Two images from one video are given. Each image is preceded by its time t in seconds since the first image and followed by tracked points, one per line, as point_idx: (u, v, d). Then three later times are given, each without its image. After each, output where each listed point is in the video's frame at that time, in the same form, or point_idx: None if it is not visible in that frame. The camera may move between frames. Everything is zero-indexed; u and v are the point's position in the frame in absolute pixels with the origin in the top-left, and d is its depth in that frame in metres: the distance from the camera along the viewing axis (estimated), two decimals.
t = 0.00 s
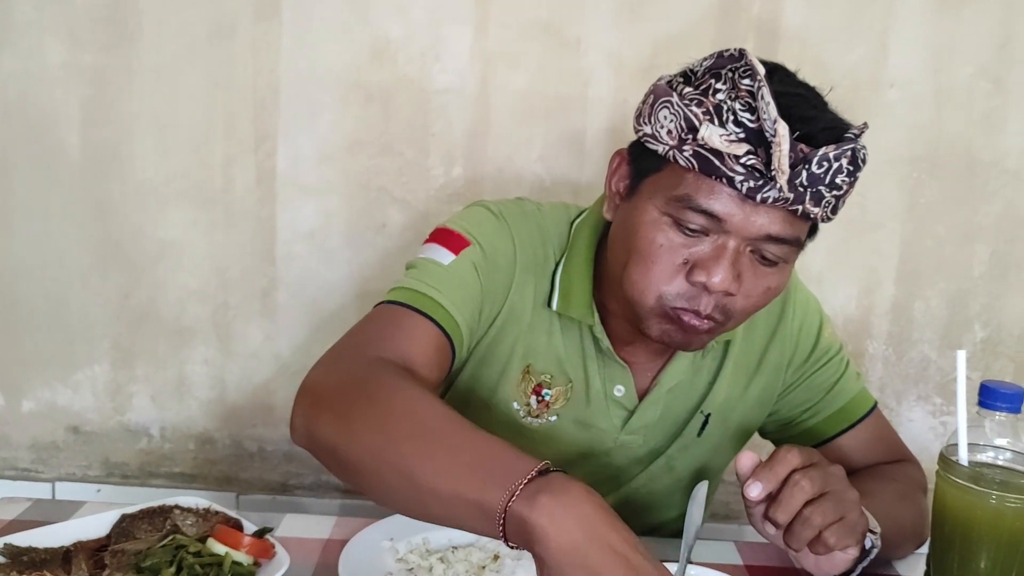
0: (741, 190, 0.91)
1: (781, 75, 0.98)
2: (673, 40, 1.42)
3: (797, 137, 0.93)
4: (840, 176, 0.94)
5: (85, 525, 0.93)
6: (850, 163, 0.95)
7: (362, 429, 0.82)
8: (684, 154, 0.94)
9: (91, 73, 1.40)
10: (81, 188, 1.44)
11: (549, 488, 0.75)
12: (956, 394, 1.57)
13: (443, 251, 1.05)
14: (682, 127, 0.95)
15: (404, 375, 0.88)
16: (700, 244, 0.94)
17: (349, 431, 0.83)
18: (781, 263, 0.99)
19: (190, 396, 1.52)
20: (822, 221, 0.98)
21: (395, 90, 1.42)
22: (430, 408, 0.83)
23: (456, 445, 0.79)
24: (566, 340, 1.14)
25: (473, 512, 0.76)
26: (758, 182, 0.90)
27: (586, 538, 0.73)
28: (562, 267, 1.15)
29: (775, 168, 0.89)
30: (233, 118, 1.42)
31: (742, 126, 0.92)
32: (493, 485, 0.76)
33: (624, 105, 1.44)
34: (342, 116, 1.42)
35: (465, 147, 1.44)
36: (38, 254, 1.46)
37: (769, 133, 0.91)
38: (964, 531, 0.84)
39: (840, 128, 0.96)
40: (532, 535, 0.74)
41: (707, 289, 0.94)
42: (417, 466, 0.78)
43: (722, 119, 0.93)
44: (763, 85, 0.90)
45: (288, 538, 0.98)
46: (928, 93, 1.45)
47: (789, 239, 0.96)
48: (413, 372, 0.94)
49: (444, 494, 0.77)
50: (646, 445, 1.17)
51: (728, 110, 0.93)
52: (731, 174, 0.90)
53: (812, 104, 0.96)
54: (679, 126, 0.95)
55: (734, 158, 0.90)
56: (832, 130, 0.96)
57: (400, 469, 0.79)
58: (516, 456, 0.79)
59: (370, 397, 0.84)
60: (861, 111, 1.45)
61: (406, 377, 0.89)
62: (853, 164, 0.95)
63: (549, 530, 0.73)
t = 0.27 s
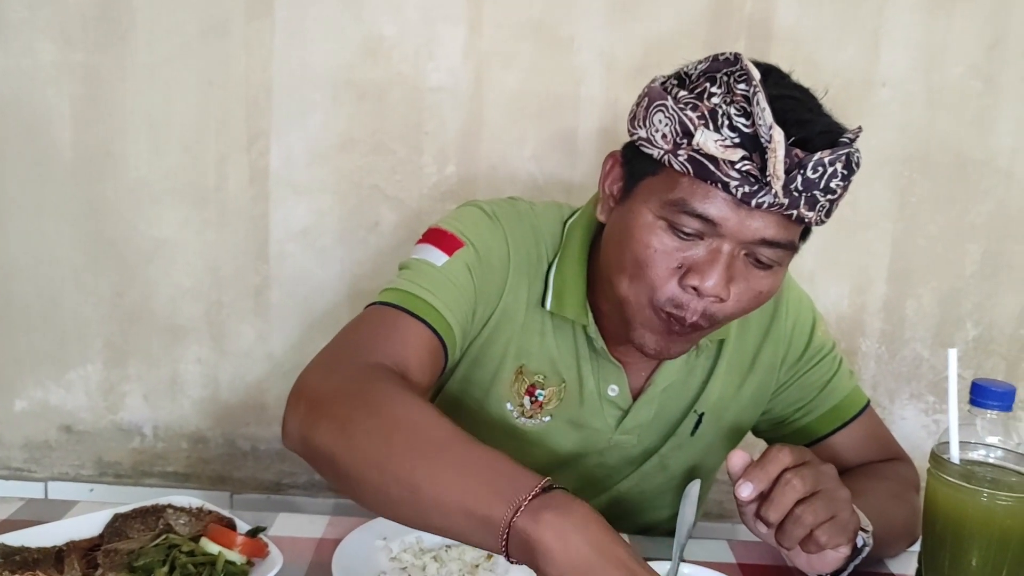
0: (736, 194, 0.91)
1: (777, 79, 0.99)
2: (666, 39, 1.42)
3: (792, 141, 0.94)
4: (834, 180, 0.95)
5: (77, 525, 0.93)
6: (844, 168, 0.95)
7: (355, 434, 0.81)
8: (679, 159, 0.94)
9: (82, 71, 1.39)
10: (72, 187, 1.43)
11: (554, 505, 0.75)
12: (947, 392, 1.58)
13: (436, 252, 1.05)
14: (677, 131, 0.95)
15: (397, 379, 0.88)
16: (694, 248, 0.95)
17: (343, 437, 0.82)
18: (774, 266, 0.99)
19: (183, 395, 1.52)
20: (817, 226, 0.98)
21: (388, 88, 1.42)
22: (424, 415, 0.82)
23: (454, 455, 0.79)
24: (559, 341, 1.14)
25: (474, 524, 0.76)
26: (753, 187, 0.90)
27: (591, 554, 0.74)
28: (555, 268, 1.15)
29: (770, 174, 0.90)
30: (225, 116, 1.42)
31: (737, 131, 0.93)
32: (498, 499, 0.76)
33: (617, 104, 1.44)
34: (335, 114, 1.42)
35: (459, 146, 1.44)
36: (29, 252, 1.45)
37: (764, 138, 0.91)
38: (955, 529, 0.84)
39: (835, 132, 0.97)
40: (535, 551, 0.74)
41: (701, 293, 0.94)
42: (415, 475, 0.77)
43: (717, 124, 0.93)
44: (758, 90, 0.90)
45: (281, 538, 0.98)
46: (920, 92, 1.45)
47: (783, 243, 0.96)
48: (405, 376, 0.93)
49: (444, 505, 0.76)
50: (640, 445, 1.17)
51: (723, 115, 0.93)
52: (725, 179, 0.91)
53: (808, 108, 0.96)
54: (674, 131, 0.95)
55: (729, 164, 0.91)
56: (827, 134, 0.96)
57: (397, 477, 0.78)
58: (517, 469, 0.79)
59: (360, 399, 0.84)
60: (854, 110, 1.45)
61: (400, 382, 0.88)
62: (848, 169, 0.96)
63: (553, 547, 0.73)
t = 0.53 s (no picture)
0: (726, 191, 0.91)
1: (767, 76, 0.99)
2: (660, 38, 1.42)
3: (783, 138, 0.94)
4: (824, 177, 0.95)
5: (71, 525, 0.93)
6: (834, 165, 0.95)
7: (346, 436, 0.81)
8: (670, 155, 0.94)
9: (75, 70, 1.39)
10: (65, 186, 1.43)
11: (542, 518, 0.76)
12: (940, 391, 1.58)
13: (429, 251, 1.05)
14: (668, 129, 0.95)
15: (387, 380, 0.88)
16: (685, 246, 0.95)
17: (334, 439, 0.81)
18: (766, 263, 0.99)
19: (177, 394, 1.52)
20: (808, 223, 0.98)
21: (382, 87, 1.41)
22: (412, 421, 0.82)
23: (443, 461, 0.78)
24: (552, 340, 1.14)
25: (463, 532, 0.75)
26: (743, 184, 0.91)
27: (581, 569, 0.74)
28: (548, 267, 1.15)
29: (760, 171, 0.90)
30: (219, 115, 1.41)
31: (727, 128, 0.93)
32: (486, 510, 0.76)
33: (612, 103, 1.44)
34: (329, 113, 1.42)
35: (453, 145, 1.44)
36: (22, 251, 1.45)
37: (755, 135, 0.91)
38: (949, 527, 0.85)
39: (826, 129, 0.97)
40: (522, 565, 0.74)
41: (692, 290, 0.94)
42: (403, 485, 0.77)
43: (708, 121, 0.93)
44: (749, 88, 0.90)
45: (275, 537, 0.98)
46: (912, 92, 1.46)
47: (774, 240, 0.96)
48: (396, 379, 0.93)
49: (431, 517, 0.76)
50: (633, 445, 1.17)
51: (714, 112, 0.93)
52: (716, 176, 0.91)
53: (798, 105, 0.96)
54: (665, 128, 0.95)
55: (719, 161, 0.91)
56: (818, 132, 0.96)
57: (385, 485, 0.77)
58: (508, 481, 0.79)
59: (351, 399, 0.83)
60: (848, 110, 1.46)
61: (390, 385, 0.88)
62: (838, 166, 0.96)
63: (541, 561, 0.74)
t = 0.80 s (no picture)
0: (719, 188, 0.91)
1: (759, 74, 0.99)
2: (655, 37, 1.42)
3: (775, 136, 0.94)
4: (817, 174, 0.95)
5: (65, 525, 0.93)
6: (827, 162, 0.95)
7: (342, 432, 0.81)
8: (662, 153, 0.94)
9: (69, 69, 1.39)
10: (60, 185, 1.42)
11: (526, 528, 0.75)
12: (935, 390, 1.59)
13: (425, 250, 1.05)
14: (660, 127, 0.95)
15: (381, 379, 0.88)
16: (678, 243, 0.95)
17: (329, 437, 0.81)
18: (759, 260, 0.99)
19: (172, 394, 1.51)
20: (800, 220, 0.98)
21: (377, 86, 1.41)
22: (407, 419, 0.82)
23: (434, 464, 0.78)
24: (547, 339, 1.14)
25: (450, 539, 0.75)
26: (735, 182, 0.90)
27: None
28: (543, 266, 1.15)
29: (751, 168, 0.90)
30: (213, 114, 1.41)
31: (719, 126, 0.93)
32: (471, 518, 0.75)
33: (607, 102, 1.44)
34: (323, 112, 1.42)
35: (448, 144, 1.44)
36: (16, 251, 1.44)
37: (745, 132, 0.91)
38: (942, 525, 0.85)
39: (819, 126, 0.97)
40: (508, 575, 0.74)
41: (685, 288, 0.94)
42: (397, 485, 0.77)
43: (699, 119, 0.93)
44: (739, 85, 0.90)
45: (270, 537, 0.98)
46: (907, 91, 1.46)
47: (767, 237, 0.96)
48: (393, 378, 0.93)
49: (423, 518, 0.76)
50: (628, 443, 1.18)
51: (706, 110, 0.93)
52: (708, 174, 0.91)
53: (790, 103, 0.96)
54: (657, 126, 0.95)
55: (711, 158, 0.91)
56: (810, 129, 0.96)
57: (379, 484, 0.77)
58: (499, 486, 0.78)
59: (346, 398, 0.83)
60: (843, 109, 1.46)
61: (386, 384, 0.88)
62: (831, 163, 0.96)
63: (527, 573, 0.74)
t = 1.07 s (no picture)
0: (715, 185, 0.91)
1: (756, 71, 0.99)
2: (654, 35, 1.42)
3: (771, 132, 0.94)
4: (813, 171, 0.95)
5: (62, 524, 0.93)
6: (823, 159, 0.95)
7: (324, 439, 0.80)
8: (659, 150, 0.94)
9: (67, 68, 1.38)
10: (57, 184, 1.42)
11: (476, 536, 0.70)
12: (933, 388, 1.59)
13: (422, 251, 1.05)
14: (657, 123, 0.95)
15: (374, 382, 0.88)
16: (675, 240, 0.95)
17: (319, 440, 0.81)
18: (756, 258, 0.99)
19: (170, 393, 1.51)
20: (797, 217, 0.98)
21: (375, 84, 1.41)
22: (390, 425, 0.80)
23: (414, 465, 0.76)
24: (545, 338, 1.14)
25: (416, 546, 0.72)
26: (731, 178, 0.90)
27: None
28: (541, 265, 1.15)
29: (747, 164, 0.90)
30: (211, 113, 1.41)
31: (715, 122, 0.93)
32: (429, 525, 0.72)
33: (605, 101, 1.44)
34: (322, 111, 1.42)
35: (446, 143, 1.44)
36: (13, 250, 1.44)
37: (741, 128, 0.91)
38: (939, 523, 0.85)
39: (815, 123, 0.97)
40: None
41: (682, 284, 0.94)
42: (372, 494, 0.75)
43: (696, 115, 0.93)
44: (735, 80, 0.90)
45: (267, 536, 0.98)
46: (905, 90, 1.46)
47: (764, 234, 0.96)
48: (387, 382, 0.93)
49: (394, 529, 0.73)
50: (626, 442, 1.18)
51: (702, 106, 0.93)
52: (705, 170, 0.91)
53: (786, 99, 0.96)
54: (654, 123, 0.95)
55: (707, 154, 0.91)
56: (807, 126, 0.96)
57: (354, 495, 0.76)
58: (470, 485, 0.74)
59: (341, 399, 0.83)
60: (841, 108, 1.46)
61: (379, 387, 0.87)
62: (827, 160, 0.96)
63: None
